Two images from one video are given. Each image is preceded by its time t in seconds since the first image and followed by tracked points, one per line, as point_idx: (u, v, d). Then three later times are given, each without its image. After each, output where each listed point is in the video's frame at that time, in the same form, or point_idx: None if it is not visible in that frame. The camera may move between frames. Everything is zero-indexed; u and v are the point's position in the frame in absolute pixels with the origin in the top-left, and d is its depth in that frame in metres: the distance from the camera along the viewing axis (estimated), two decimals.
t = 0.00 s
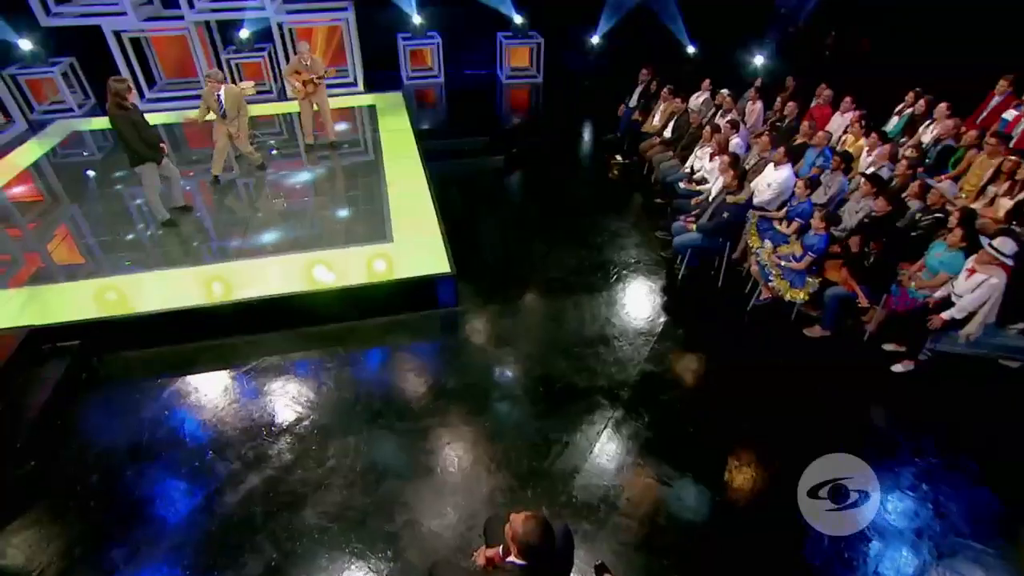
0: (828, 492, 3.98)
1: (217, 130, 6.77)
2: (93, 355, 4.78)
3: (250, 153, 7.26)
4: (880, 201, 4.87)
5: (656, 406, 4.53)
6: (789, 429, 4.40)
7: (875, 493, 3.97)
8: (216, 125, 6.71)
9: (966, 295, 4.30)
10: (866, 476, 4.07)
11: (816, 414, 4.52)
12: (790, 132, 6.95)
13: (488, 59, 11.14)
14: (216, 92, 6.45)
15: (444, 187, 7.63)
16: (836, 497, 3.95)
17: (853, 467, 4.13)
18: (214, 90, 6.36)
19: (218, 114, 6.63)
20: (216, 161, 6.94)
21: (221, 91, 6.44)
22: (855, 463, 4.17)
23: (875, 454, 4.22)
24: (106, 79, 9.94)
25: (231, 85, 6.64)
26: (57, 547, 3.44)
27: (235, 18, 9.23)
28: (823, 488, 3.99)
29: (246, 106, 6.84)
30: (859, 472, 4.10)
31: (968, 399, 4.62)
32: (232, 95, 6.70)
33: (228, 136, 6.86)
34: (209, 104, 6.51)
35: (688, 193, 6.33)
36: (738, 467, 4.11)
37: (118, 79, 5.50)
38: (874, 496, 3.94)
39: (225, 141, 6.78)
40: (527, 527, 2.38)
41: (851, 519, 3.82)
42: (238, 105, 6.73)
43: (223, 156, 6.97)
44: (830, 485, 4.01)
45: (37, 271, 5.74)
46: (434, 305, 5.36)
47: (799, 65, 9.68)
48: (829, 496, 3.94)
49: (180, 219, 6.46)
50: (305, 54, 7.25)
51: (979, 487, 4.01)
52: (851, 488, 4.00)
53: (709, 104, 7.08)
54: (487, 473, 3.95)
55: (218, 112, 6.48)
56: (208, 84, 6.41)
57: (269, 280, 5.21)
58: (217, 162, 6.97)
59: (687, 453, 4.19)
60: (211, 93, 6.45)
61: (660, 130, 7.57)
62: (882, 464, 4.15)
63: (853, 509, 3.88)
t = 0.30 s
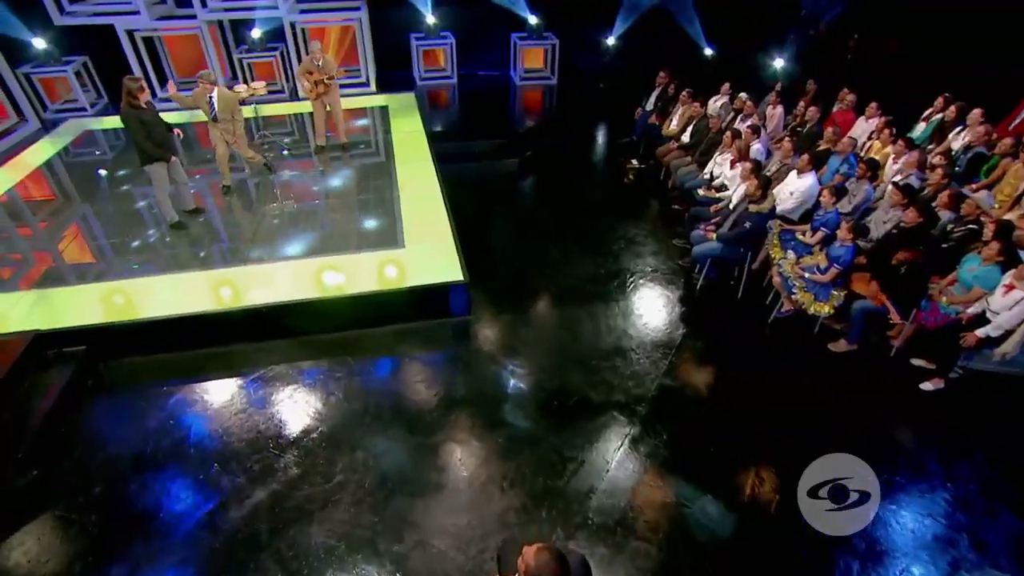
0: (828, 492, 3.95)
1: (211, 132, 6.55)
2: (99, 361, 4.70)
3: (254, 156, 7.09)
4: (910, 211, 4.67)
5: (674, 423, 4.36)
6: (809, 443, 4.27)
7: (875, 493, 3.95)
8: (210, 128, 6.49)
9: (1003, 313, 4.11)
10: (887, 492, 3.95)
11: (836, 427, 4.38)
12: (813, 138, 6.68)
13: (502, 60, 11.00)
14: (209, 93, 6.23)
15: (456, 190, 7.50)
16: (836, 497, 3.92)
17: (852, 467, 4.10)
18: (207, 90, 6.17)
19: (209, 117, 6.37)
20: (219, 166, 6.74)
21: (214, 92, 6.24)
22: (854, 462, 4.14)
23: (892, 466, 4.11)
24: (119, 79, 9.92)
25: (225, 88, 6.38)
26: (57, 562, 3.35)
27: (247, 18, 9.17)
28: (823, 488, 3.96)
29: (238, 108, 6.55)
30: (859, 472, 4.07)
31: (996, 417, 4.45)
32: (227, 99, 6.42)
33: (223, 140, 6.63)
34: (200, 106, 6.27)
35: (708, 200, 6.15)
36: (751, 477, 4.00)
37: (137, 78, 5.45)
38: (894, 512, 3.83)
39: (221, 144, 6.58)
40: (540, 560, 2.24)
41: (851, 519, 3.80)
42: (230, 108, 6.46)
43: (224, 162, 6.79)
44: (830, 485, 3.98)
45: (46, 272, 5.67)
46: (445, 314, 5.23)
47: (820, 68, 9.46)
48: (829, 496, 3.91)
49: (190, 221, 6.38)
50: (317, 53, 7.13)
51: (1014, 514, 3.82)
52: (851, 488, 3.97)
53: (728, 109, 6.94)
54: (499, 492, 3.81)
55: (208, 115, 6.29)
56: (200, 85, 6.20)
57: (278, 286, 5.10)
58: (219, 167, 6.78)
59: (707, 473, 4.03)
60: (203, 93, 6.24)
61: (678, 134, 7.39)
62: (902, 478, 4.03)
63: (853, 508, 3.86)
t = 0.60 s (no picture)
0: (828, 492, 3.92)
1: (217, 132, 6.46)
2: (108, 366, 4.63)
3: (265, 158, 6.99)
4: (947, 225, 4.43)
5: (696, 443, 4.20)
6: (835, 463, 4.09)
7: (875, 493, 3.92)
8: (217, 128, 6.40)
9: None
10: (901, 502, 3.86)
11: (863, 447, 4.21)
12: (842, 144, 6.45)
13: (518, 61, 10.86)
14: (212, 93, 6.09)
15: (472, 193, 7.38)
16: (836, 497, 3.89)
17: (853, 467, 4.06)
18: (209, 91, 6.01)
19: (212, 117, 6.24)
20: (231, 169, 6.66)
21: (217, 92, 6.09)
22: (855, 462, 4.10)
23: (903, 474, 4.03)
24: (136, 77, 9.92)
25: (228, 88, 6.22)
26: None
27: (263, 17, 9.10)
28: (823, 488, 3.93)
29: (242, 108, 6.38)
30: (860, 472, 4.04)
31: None
32: (229, 98, 6.24)
33: (233, 141, 6.56)
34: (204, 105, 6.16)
35: (731, 209, 5.96)
36: (776, 496, 3.87)
37: (158, 76, 5.43)
38: (918, 533, 3.69)
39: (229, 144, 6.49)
40: None
41: (851, 519, 3.76)
42: (233, 107, 6.31)
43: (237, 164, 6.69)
44: (830, 485, 3.95)
45: (58, 272, 5.61)
46: (460, 323, 5.09)
47: (846, 72, 9.20)
48: (829, 496, 3.89)
49: (202, 222, 6.29)
50: (328, 54, 6.99)
51: None
52: (851, 488, 3.93)
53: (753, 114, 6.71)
54: (514, 512, 3.67)
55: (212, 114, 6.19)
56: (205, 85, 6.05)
57: (290, 292, 4.99)
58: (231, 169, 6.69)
59: (730, 496, 3.86)
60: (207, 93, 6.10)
61: (700, 139, 7.20)
62: (916, 488, 3.94)
63: (853, 508, 3.83)
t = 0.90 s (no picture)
0: (828, 492, 3.88)
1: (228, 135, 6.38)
2: (118, 370, 4.56)
3: (279, 160, 6.92)
4: (991, 240, 4.17)
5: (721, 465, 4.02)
6: (867, 490, 3.89)
7: (875, 493, 3.88)
8: (229, 131, 6.31)
9: None
10: (904, 505, 3.80)
11: (897, 474, 3.99)
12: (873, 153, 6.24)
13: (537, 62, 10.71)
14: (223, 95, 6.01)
15: (489, 197, 7.25)
16: (836, 497, 3.85)
17: (853, 467, 4.03)
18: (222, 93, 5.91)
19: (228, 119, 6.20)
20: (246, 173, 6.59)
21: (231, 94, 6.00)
22: (855, 462, 4.07)
23: (905, 475, 3.99)
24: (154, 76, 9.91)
25: (242, 89, 6.16)
26: None
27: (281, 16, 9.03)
28: (823, 488, 3.90)
29: (257, 111, 6.33)
30: (860, 472, 4.00)
31: None
32: (243, 99, 6.16)
33: (245, 143, 6.47)
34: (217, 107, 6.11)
35: (757, 219, 5.77)
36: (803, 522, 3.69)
37: (177, 75, 5.31)
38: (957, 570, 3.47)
39: (242, 146, 6.39)
40: None
41: (852, 519, 3.72)
42: (249, 111, 6.26)
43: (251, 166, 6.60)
44: (830, 485, 3.91)
45: (72, 271, 5.57)
46: (476, 334, 4.96)
47: (876, 77, 8.92)
48: (829, 496, 3.85)
49: (216, 223, 6.22)
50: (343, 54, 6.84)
51: None
52: (851, 488, 3.90)
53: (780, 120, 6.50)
54: (531, 536, 3.52)
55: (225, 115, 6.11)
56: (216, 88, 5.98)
57: (303, 299, 4.88)
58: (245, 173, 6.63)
59: (756, 525, 3.67)
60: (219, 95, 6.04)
61: (724, 145, 7.01)
62: (921, 492, 3.88)
63: (853, 508, 3.79)
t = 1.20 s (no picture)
0: (828, 492, 3.84)
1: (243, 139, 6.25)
2: (128, 377, 4.50)
3: (296, 160, 6.90)
4: None
5: (746, 491, 3.84)
6: (901, 520, 3.68)
7: (875, 493, 3.84)
8: (245, 134, 6.21)
9: None
10: (905, 506, 3.76)
11: (933, 504, 3.78)
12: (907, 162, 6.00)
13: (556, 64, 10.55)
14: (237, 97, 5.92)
15: (506, 201, 7.11)
16: (836, 497, 3.81)
17: (853, 467, 3.99)
18: (238, 93, 5.87)
19: (243, 121, 6.11)
20: (261, 175, 6.51)
21: (246, 96, 5.94)
22: (855, 463, 4.03)
23: (904, 475, 3.95)
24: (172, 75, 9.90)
25: (257, 89, 6.09)
26: None
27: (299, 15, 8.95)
28: (823, 488, 3.86)
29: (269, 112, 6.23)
30: (860, 472, 3.96)
31: None
32: (258, 100, 6.08)
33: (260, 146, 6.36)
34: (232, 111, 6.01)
35: (784, 230, 5.57)
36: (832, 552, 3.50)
37: (187, 74, 5.23)
38: None
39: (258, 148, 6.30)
40: None
41: (852, 519, 3.68)
42: (263, 111, 6.18)
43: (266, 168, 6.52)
44: (830, 485, 3.87)
45: (86, 271, 5.54)
46: (492, 345, 4.82)
47: (907, 82, 8.63)
48: (829, 497, 3.81)
49: (228, 225, 6.13)
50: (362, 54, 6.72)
51: None
52: (851, 488, 3.86)
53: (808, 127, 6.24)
54: (549, 563, 3.38)
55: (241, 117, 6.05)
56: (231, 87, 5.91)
57: (316, 306, 4.77)
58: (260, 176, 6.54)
59: (784, 555, 3.49)
60: (233, 97, 5.93)
61: (749, 152, 6.80)
62: (922, 494, 3.84)
63: (853, 508, 3.74)
